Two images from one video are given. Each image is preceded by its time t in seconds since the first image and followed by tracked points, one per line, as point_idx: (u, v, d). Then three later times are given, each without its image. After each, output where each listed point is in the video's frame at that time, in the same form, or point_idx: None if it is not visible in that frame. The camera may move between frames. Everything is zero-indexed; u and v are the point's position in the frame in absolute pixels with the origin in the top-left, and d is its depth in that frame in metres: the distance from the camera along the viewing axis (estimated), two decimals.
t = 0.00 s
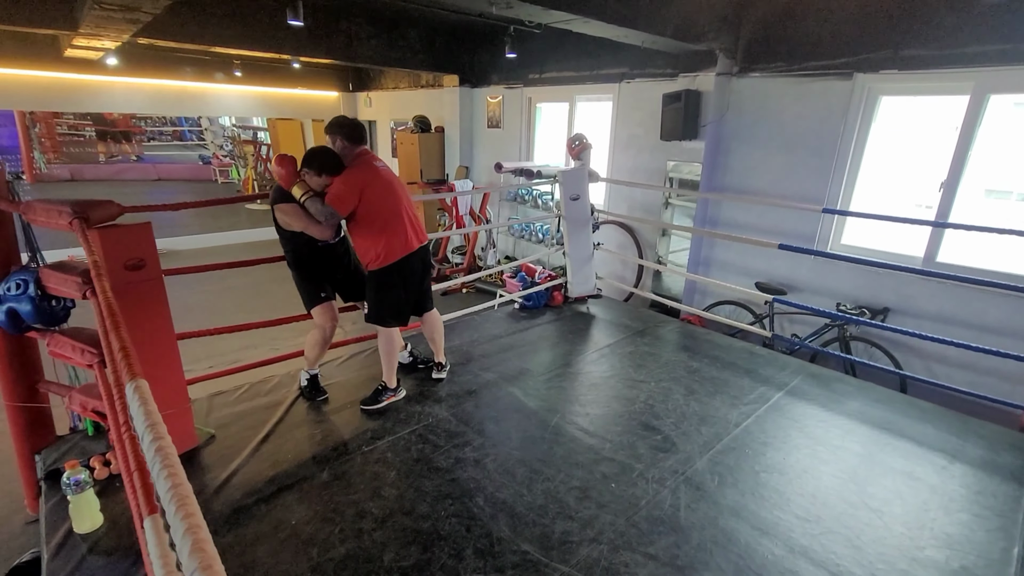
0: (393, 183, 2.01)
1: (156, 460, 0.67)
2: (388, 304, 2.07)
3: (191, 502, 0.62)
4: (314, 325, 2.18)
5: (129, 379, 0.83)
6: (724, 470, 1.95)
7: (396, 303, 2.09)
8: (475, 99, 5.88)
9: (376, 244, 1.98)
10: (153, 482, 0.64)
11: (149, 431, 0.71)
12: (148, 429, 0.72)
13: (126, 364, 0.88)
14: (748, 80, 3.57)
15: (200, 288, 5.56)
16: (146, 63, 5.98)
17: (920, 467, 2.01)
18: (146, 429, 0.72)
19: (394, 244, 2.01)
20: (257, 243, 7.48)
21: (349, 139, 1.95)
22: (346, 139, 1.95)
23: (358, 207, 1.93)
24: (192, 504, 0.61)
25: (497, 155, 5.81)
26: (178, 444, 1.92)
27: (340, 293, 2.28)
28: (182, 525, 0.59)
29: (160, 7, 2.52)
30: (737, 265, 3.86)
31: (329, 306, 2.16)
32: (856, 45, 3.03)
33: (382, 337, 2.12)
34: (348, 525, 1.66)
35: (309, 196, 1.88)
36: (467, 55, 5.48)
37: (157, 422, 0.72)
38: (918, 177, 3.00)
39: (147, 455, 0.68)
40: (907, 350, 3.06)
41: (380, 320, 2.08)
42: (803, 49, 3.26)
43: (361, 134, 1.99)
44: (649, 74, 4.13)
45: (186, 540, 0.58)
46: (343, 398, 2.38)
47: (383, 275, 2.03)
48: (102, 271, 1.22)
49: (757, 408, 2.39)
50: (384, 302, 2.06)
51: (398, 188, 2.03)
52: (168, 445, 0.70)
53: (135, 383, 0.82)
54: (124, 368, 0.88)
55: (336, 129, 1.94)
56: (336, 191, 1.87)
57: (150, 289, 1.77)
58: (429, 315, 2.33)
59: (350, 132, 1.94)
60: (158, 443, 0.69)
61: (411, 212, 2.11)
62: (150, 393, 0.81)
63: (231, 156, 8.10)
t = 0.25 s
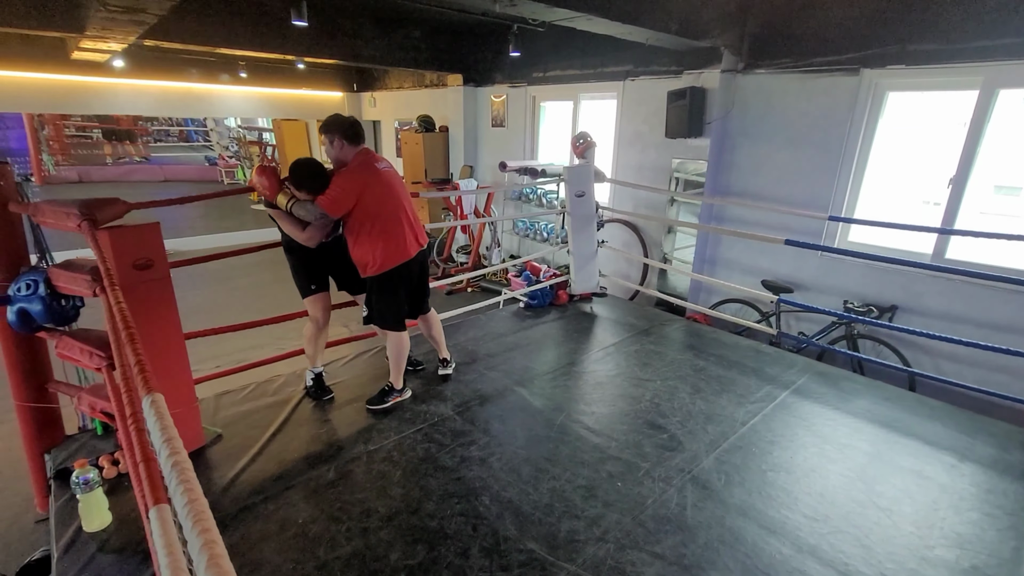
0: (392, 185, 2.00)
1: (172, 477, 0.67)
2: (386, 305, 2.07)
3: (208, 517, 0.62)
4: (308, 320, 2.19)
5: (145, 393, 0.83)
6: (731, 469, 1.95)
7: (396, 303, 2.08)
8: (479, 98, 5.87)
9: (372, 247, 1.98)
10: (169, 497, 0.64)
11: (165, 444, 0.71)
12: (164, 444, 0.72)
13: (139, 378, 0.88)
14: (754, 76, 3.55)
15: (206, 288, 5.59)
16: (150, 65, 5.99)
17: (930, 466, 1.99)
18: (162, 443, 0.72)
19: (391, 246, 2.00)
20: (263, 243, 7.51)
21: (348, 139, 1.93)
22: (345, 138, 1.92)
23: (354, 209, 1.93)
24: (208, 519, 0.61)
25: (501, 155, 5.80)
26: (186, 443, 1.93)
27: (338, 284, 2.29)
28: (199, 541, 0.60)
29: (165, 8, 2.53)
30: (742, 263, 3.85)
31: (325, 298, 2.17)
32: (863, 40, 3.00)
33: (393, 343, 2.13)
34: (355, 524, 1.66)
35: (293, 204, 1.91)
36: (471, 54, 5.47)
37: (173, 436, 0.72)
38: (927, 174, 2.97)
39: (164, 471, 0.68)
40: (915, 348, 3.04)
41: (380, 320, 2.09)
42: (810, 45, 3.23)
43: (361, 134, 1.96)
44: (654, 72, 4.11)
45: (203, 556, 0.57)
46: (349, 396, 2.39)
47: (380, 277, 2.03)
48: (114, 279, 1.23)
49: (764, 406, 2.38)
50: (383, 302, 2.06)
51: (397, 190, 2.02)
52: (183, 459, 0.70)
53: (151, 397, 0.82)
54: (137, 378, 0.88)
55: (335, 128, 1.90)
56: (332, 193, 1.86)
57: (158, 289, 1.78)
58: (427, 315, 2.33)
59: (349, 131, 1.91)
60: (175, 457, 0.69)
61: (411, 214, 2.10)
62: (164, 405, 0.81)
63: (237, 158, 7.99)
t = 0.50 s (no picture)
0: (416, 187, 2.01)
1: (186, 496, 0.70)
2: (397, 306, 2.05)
3: (221, 533, 0.64)
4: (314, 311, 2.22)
5: (158, 411, 0.87)
6: (743, 470, 1.93)
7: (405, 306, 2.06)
8: (488, 98, 5.89)
9: (398, 251, 1.98)
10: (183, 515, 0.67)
11: (180, 465, 0.74)
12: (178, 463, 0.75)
13: (153, 397, 0.92)
14: (765, 74, 3.52)
15: (218, 288, 5.65)
16: (162, 67, 6.01)
17: (945, 468, 1.96)
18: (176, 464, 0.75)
19: (416, 251, 2.02)
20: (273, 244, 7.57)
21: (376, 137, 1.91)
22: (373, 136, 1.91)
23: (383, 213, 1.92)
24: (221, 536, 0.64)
25: (510, 155, 5.81)
26: (200, 439, 1.95)
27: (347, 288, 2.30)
28: (213, 556, 0.62)
29: (179, 11, 2.56)
30: (753, 263, 3.82)
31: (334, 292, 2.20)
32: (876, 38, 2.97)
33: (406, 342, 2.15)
34: (366, 522, 1.67)
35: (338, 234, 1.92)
36: (480, 54, 5.48)
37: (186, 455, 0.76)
38: (942, 172, 2.94)
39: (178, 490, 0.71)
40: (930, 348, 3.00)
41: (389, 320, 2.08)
42: (821, 43, 3.21)
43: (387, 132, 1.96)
44: (663, 70, 4.10)
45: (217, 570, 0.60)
46: (359, 395, 2.40)
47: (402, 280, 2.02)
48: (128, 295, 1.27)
49: (775, 407, 2.36)
50: (393, 303, 2.05)
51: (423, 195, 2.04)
52: (197, 480, 0.73)
53: (163, 414, 0.86)
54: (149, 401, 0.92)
55: (363, 125, 1.89)
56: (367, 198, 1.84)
57: (170, 288, 1.80)
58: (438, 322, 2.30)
59: (376, 128, 1.91)
60: (187, 476, 0.72)
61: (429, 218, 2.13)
62: (177, 428, 0.85)
63: (247, 159, 8.31)
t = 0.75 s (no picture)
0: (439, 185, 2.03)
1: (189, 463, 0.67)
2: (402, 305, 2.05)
3: (225, 505, 0.62)
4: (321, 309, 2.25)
5: (164, 379, 0.84)
6: (751, 469, 1.92)
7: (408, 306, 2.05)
8: (494, 96, 5.88)
9: (422, 246, 1.99)
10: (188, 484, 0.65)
11: (184, 431, 0.72)
12: (181, 429, 0.73)
13: (160, 364, 0.90)
14: (773, 70, 3.49)
15: (226, 286, 5.69)
16: (170, 67, 6.06)
17: (957, 468, 1.94)
18: (179, 429, 0.73)
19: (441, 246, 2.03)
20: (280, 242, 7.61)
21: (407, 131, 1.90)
22: (403, 129, 1.89)
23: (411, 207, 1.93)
24: (226, 507, 0.62)
25: (517, 153, 5.79)
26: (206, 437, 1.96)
27: (358, 288, 2.28)
28: (217, 528, 0.60)
29: (187, 10, 2.57)
30: (761, 261, 3.80)
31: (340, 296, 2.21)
32: (887, 32, 2.94)
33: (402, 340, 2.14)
34: (373, 519, 1.67)
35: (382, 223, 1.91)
36: (486, 52, 5.48)
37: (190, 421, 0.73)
38: (955, 168, 2.89)
39: (181, 457, 0.69)
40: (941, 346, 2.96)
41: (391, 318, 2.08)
42: (831, 38, 3.17)
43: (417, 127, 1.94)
44: (670, 67, 4.07)
45: (220, 543, 0.58)
46: (365, 393, 2.41)
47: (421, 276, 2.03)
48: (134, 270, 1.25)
49: (784, 406, 2.34)
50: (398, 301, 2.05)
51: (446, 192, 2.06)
52: (202, 448, 0.70)
53: (168, 383, 0.83)
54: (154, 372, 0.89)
55: (393, 119, 1.88)
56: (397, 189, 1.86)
57: (177, 286, 1.81)
58: (455, 322, 2.22)
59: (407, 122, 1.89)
60: (192, 444, 0.70)
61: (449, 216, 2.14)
62: (183, 395, 0.82)
63: (255, 158, 8.08)
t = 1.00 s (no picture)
0: (454, 189, 1.98)
1: (196, 477, 0.68)
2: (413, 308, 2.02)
3: (232, 519, 0.62)
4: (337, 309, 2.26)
5: (168, 389, 0.84)
6: (758, 468, 1.91)
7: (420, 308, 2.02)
8: (500, 94, 5.88)
9: (416, 244, 1.94)
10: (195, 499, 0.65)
11: (190, 444, 0.72)
12: (188, 441, 0.73)
13: (165, 374, 0.90)
14: (781, 67, 3.47)
15: (233, 284, 5.72)
16: (178, 66, 6.11)
17: (967, 469, 1.92)
18: (185, 441, 0.73)
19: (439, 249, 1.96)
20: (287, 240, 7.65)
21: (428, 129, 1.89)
22: (422, 125, 1.88)
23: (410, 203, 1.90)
24: (233, 522, 0.63)
25: (523, 151, 5.78)
26: (214, 435, 1.97)
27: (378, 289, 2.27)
28: (225, 542, 0.60)
29: (195, 9, 2.58)
30: (767, 259, 3.77)
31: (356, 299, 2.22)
32: (896, 29, 2.91)
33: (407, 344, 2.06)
34: (378, 516, 1.68)
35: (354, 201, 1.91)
36: (491, 50, 5.48)
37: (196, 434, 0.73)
38: (966, 167, 2.86)
39: (187, 470, 0.69)
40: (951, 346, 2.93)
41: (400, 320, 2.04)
42: (840, 35, 3.14)
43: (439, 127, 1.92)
44: (677, 65, 4.05)
45: (229, 558, 0.58)
46: (371, 390, 2.41)
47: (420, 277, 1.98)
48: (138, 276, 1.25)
49: (791, 405, 2.32)
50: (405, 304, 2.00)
51: (457, 195, 1.99)
52: (207, 460, 0.70)
53: (173, 393, 0.83)
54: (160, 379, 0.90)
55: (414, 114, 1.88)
56: (393, 180, 1.83)
57: (183, 285, 1.83)
58: (464, 323, 2.21)
59: (428, 120, 1.88)
60: (198, 457, 0.70)
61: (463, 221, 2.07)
62: (188, 404, 0.82)
63: (261, 157, 8.41)
